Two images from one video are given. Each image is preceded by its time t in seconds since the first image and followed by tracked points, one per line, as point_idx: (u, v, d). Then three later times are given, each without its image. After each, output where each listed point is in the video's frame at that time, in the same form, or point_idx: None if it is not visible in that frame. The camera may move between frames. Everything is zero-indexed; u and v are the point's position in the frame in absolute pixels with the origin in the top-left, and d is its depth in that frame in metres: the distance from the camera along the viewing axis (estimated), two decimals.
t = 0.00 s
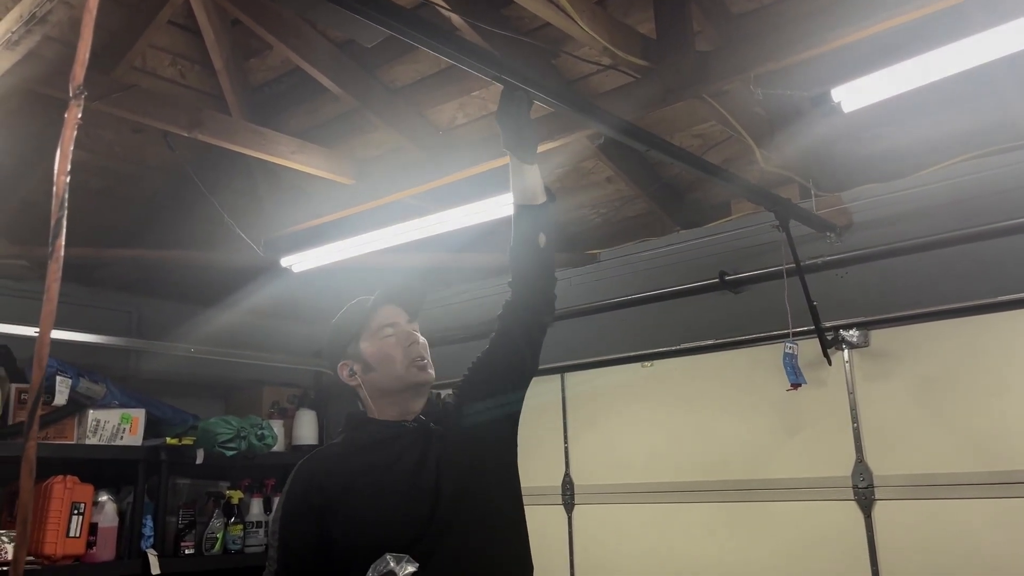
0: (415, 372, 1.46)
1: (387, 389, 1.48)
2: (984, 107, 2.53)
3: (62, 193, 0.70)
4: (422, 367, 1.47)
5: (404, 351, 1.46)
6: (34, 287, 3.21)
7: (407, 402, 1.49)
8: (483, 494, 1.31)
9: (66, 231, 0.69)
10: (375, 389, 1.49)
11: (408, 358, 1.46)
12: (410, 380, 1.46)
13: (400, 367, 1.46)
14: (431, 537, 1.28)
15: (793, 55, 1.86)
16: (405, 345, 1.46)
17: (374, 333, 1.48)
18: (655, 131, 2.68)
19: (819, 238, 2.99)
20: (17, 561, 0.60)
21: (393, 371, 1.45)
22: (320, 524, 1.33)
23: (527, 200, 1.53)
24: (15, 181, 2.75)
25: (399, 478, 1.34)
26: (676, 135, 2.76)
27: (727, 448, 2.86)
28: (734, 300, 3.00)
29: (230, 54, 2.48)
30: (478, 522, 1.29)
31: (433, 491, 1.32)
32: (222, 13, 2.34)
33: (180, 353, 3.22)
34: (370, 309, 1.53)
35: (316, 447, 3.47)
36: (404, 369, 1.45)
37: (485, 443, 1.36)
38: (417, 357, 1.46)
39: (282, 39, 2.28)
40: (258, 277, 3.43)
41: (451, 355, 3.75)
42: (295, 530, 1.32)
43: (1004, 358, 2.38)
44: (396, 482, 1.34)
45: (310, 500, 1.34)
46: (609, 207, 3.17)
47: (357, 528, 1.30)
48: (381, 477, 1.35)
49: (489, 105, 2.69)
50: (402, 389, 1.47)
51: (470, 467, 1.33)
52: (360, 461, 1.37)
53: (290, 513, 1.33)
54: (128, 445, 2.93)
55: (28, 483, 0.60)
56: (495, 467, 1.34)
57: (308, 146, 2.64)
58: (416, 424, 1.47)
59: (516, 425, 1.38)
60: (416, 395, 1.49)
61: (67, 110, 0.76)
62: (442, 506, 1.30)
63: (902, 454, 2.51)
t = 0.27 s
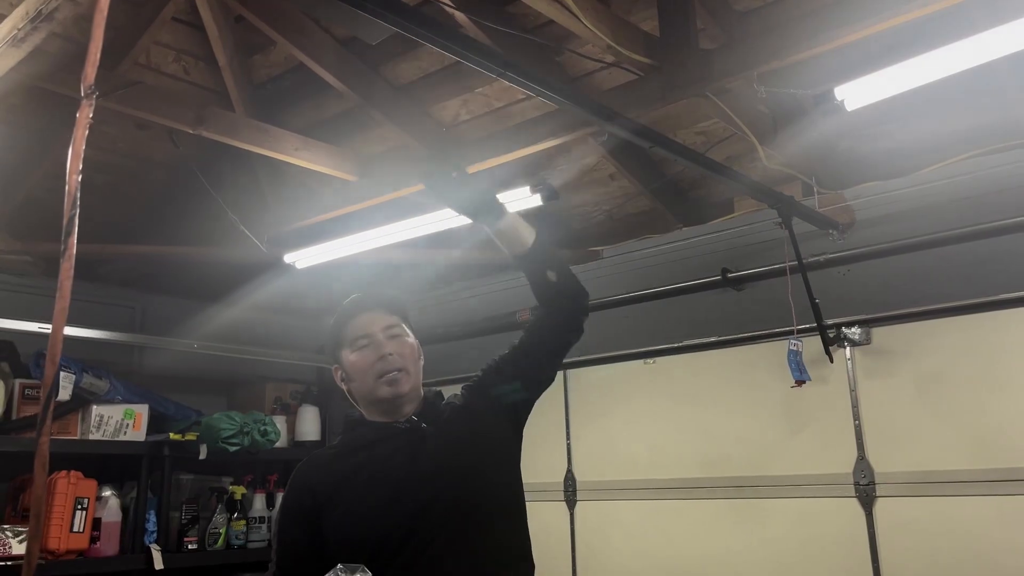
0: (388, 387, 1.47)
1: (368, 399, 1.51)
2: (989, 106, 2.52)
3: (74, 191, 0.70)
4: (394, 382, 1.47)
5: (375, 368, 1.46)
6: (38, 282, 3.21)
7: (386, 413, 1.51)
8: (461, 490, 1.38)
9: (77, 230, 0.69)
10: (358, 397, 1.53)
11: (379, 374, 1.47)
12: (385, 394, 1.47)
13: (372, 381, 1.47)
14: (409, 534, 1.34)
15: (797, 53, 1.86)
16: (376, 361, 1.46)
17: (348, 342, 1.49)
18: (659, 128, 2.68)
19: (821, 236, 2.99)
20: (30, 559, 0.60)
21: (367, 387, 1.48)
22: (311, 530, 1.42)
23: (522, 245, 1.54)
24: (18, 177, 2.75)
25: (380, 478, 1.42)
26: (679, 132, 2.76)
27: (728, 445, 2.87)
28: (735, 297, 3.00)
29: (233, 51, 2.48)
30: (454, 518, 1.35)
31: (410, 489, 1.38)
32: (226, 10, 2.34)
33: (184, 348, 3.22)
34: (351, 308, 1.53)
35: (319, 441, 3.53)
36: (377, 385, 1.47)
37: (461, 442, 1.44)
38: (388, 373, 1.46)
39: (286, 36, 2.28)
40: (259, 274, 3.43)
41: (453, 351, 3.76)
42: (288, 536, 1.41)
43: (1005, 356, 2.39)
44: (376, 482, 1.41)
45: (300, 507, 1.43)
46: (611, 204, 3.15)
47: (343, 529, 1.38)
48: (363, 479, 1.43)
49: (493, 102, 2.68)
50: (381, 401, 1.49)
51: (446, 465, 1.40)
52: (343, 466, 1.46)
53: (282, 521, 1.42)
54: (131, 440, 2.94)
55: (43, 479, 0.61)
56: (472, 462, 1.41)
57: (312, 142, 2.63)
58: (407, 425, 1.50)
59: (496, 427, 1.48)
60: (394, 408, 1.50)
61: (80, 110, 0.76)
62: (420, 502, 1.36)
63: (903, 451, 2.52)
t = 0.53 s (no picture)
0: (371, 395, 1.63)
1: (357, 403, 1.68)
2: (993, 103, 2.51)
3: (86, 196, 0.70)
4: (376, 391, 1.62)
5: (358, 375, 1.64)
6: (41, 277, 3.22)
7: (375, 418, 1.66)
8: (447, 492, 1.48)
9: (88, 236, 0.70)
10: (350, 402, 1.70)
11: (362, 382, 1.64)
12: (368, 399, 1.63)
13: (357, 389, 1.64)
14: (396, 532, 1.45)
15: (800, 50, 1.87)
16: (359, 369, 1.63)
17: (336, 350, 1.68)
18: (661, 124, 2.68)
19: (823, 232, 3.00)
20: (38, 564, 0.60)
21: (351, 392, 1.65)
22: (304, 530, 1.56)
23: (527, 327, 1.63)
24: (21, 172, 2.76)
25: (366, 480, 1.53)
26: (681, 128, 2.76)
27: (729, 440, 2.88)
28: (737, 293, 3.00)
29: (236, 46, 2.48)
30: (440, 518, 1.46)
31: (396, 492, 1.49)
32: (229, 6, 2.34)
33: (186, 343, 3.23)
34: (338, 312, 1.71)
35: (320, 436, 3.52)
36: (361, 390, 1.64)
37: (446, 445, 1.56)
38: (369, 379, 1.63)
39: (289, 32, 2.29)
40: (261, 269, 3.43)
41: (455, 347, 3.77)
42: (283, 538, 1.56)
43: (1005, 352, 2.40)
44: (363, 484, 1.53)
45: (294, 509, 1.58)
46: (613, 199, 3.12)
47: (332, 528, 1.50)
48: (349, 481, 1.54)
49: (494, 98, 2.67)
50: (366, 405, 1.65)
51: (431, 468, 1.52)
52: (330, 469, 1.58)
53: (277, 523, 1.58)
54: (135, 434, 2.95)
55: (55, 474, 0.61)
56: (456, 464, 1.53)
57: (315, 138, 2.66)
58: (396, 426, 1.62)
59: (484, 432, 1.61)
60: (380, 412, 1.65)
61: (90, 109, 0.77)
62: (411, 501, 1.48)
63: (903, 446, 2.53)
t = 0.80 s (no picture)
0: (369, 390, 1.65)
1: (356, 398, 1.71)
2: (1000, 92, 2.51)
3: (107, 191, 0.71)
4: (375, 385, 1.64)
5: (355, 371, 1.66)
6: (47, 265, 3.23)
7: (376, 411, 1.68)
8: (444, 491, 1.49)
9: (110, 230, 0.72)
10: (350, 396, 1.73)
11: (360, 377, 1.66)
12: (366, 395, 1.66)
13: (356, 384, 1.66)
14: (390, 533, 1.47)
15: (806, 39, 1.87)
16: (356, 364, 1.66)
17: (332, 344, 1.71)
18: (666, 112, 2.68)
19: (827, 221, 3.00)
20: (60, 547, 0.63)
21: (350, 388, 1.67)
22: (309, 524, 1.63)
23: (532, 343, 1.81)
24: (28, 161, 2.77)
25: (364, 477, 1.56)
26: (686, 117, 2.76)
27: (733, 428, 2.89)
28: (741, 282, 3.00)
29: (241, 35, 2.48)
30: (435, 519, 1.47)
31: (392, 491, 1.51)
32: None
33: (192, 331, 3.24)
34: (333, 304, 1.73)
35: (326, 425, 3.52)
36: (359, 387, 1.66)
37: (448, 439, 1.57)
38: (366, 376, 1.65)
39: (294, 20, 2.29)
40: (266, 258, 3.43)
41: (460, 335, 3.79)
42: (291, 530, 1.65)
43: (1009, 341, 2.41)
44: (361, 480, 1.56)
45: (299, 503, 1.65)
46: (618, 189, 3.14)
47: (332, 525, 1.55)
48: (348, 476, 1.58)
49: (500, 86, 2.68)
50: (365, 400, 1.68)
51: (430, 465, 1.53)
52: (333, 463, 1.63)
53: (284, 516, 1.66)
54: (142, 421, 2.98)
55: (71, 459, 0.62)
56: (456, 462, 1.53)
57: (321, 127, 2.68)
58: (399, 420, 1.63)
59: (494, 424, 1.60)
60: (381, 407, 1.67)
61: (104, 100, 0.78)
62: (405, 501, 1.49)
63: (906, 435, 2.54)
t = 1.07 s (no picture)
0: (397, 364, 1.71)
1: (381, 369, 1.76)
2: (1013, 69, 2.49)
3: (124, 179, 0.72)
4: (403, 360, 1.70)
5: (384, 344, 1.71)
6: (57, 243, 3.24)
7: (400, 384, 1.75)
8: (470, 475, 1.59)
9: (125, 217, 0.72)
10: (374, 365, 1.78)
11: (389, 351, 1.71)
12: (393, 368, 1.72)
13: (384, 357, 1.72)
14: (414, 509, 1.55)
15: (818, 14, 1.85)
16: (385, 338, 1.71)
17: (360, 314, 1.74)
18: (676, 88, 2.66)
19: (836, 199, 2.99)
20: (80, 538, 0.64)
21: (377, 360, 1.73)
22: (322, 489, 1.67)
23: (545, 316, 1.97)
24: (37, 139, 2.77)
25: (390, 451, 1.63)
26: (695, 95, 2.74)
27: (740, 406, 2.90)
28: (749, 260, 2.99)
29: (248, 12, 2.47)
30: (460, 498, 1.57)
31: (418, 468, 1.60)
32: None
33: (202, 309, 3.26)
34: (362, 276, 1.76)
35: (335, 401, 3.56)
36: (387, 360, 1.72)
37: (476, 426, 1.67)
38: (395, 350, 1.70)
39: None
40: (274, 237, 3.44)
41: (467, 312, 3.81)
42: (302, 495, 1.68)
43: (1018, 320, 2.40)
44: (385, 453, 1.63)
45: (313, 469, 1.68)
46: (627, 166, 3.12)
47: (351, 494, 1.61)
48: (372, 449, 1.65)
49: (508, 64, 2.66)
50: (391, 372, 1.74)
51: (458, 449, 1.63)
52: (355, 433, 1.68)
53: (295, 480, 1.68)
54: (154, 397, 3.01)
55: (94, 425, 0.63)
56: (483, 448, 1.63)
57: (329, 104, 2.67)
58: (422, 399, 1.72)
59: (519, 420, 1.73)
60: (407, 380, 1.74)
61: (120, 73, 0.79)
62: (431, 485, 1.57)
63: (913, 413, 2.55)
